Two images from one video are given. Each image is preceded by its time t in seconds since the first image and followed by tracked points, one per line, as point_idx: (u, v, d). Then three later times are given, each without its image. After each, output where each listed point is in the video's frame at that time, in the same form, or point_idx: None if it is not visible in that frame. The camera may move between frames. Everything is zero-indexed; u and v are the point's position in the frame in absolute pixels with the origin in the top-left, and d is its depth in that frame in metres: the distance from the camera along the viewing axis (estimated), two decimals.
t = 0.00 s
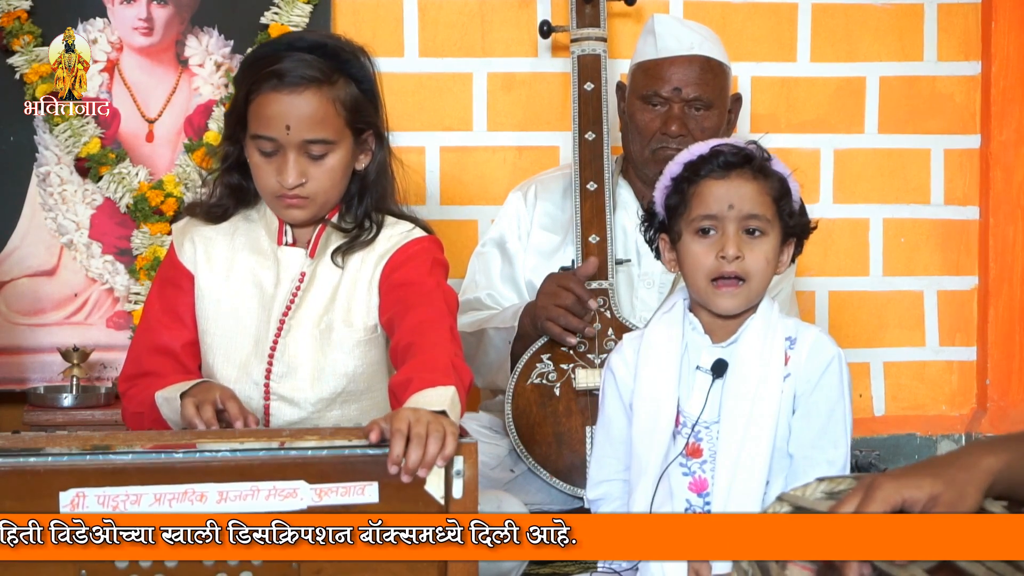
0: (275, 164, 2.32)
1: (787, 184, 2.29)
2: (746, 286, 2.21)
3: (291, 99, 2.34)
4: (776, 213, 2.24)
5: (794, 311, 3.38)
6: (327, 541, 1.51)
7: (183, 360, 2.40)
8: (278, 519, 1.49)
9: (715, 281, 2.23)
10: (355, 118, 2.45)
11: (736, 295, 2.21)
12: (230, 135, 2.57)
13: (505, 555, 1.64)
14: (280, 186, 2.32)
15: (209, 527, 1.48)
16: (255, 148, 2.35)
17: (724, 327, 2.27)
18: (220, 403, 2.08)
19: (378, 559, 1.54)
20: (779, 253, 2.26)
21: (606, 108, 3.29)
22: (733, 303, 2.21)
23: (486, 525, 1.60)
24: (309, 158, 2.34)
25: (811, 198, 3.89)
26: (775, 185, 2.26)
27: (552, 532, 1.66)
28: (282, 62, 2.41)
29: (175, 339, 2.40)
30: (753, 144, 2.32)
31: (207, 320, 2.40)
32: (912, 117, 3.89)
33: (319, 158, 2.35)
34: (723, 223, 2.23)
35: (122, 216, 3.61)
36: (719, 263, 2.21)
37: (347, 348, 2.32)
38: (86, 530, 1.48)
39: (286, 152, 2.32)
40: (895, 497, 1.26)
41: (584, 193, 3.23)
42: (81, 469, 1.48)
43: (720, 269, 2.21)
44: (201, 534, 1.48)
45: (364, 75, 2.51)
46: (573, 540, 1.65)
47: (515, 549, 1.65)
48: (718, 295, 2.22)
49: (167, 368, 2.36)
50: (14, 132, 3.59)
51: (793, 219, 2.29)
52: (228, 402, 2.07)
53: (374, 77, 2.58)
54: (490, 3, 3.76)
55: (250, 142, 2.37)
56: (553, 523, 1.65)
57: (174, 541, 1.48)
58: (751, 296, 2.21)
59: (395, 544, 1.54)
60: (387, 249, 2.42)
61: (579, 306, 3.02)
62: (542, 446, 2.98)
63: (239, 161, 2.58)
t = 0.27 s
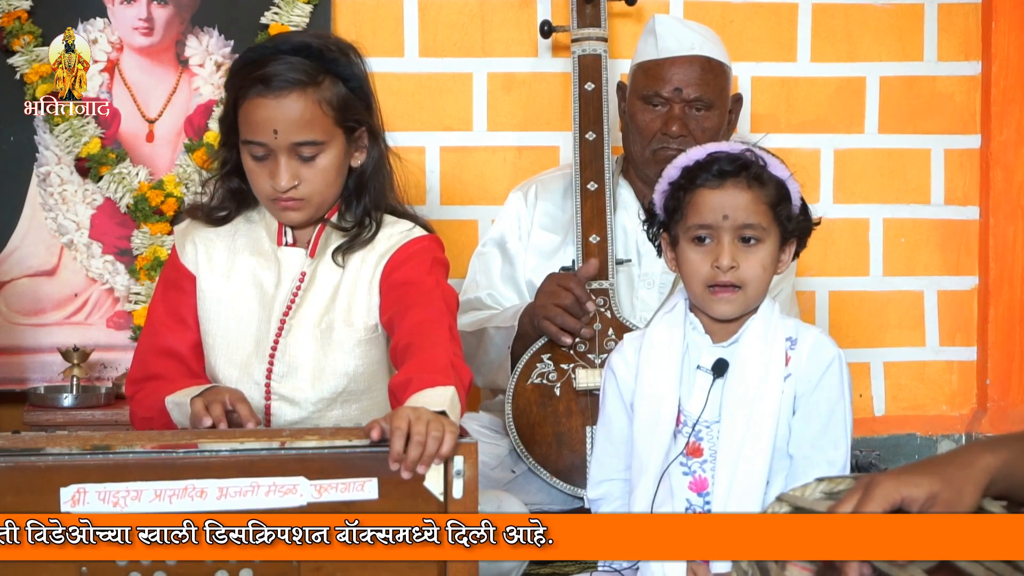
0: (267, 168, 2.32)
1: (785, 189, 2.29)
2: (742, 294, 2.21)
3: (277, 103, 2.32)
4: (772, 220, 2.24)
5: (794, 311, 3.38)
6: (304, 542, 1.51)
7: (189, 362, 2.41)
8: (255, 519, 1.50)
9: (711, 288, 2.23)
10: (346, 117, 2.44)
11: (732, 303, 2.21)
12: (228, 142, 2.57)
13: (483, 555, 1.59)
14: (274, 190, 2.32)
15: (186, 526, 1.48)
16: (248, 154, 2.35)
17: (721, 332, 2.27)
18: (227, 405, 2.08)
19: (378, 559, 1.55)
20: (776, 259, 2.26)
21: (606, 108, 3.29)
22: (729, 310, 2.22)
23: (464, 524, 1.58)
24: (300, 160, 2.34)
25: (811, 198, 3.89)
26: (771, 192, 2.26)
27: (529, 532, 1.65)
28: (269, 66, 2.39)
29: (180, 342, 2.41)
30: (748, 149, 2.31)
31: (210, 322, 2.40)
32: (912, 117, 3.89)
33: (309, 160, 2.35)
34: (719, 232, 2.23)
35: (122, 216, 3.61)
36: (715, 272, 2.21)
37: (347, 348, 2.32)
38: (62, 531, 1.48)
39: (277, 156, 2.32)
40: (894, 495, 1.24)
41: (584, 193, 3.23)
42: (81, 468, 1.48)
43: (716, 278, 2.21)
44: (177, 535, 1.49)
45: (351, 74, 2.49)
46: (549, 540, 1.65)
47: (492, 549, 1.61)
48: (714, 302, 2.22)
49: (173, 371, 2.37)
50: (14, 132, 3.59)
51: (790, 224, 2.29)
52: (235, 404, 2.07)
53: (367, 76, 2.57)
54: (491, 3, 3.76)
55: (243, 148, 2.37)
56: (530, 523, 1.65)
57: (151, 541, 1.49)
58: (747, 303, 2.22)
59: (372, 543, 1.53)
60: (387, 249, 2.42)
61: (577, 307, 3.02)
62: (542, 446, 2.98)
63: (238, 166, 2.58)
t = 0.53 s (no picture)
0: (271, 165, 2.32)
1: (786, 186, 2.29)
2: (743, 289, 2.21)
3: (283, 101, 2.34)
4: (772, 216, 2.24)
5: (794, 311, 3.38)
6: (280, 542, 1.50)
7: (191, 364, 2.42)
8: (231, 519, 1.49)
9: (712, 284, 2.23)
10: (350, 117, 2.45)
11: (733, 298, 2.21)
12: (228, 140, 2.57)
13: (459, 556, 1.58)
14: (278, 188, 2.32)
15: (162, 526, 1.48)
16: (251, 151, 2.35)
17: (723, 329, 2.27)
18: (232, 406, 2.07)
19: (375, 559, 1.55)
20: (777, 256, 2.26)
21: (606, 108, 3.29)
22: (731, 306, 2.21)
23: (439, 524, 1.57)
24: (305, 159, 2.34)
25: (811, 198, 3.89)
26: (771, 187, 2.26)
27: (505, 532, 1.60)
28: (275, 63, 2.41)
29: (182, 344, 2.42)
30: (747, 145, 2.32)
31: (210, 322, 2.41)
32: (912, 118, 3.89)
33: (314, 159, 2.34)
34: (719, 227, 2.23)
35: (122, 216, 3.61)
36: (716, 267, 2.21)
37: (347, 347, 2.32)
38: (38, 531, 1.48)
39: (281, 154, 2.32)
40: (900, 492, 1.32)
41: (584, 193, 3.23)
42: (81, 468, 1.48)
43: (717, 273, 2.21)
44: (154, 534, 1.49)
45: (356, 74, 2.50)
46: (525, 540, 1.62)
47: (467, 549, 1.58)
48: (715, 298, 2.22)
49: (175, 374, 2.39)
50: (14, 132, 3.59)
51: (790, 220, 2.29)
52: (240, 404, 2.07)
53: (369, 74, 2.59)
54: (491, 3, 3.76)
55: (246, 145, 2.37)
56: (505, 522, 1.61)
57: (127, 541, 1.49)
58: (749, 298, 2.21)
59: (348, 544, 1.51)
60: (387, 248, 2.42)
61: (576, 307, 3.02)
62: (542, 445, 2.98)
63: (239, 164, 2.57)
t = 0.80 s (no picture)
0: (276, 161, 2.33)
1: (785, 184, 2.30)
2: (743, 286, 2.21)
3: (291, 98, 2.34)
4: (772, 213, 2.24)
5: (794, 311, 3.38)
6: (256, 542, 1.50)
7: (190, 364, 2.43)
8: (207, 519, 1.49)
9: (712, 281, 2.22)
10: (357, 116, 2.46)
11: (733, 294, 2.21)
12: (231, 136, 2.58)
13: (435, 556, 1.56)
14: (282, 184, 2.32)
15: (138, 527, 1.47)
16: (256, 147, 2.35)
17: (723, 327, 2.27)
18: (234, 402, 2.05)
19: (375, 558, 1.54)
20: (777, 254, 2.26)
21: (606, 108, 3.29)
22: (730, 304, 2.21)
23: (416, 524, 1.56)
24: (310, 157, 2.34)
25: (811, 198, 3.89)
26: (771, 184, 2.26)
27: (480, 532, 1.57)
28: (283, 60, 2.42)
29: (182, 344, 2.42)
30: (747, 143, 2.33)
31: (209, 321, 2.41)
32: (912, 117, 3.89)
33: (320, 157, 2.35)
34: (719, 223, 2.23)
35: (122, 216, 3.61)
36: (715, 263, 2.21)
37: (347, 348, 2.32)
38: (14, 531, 1.47)
39: (286, 150, 2.32)
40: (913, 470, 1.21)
41: (584, 193, 3.23)
42: (81, 469, 1.48)
43: (717, 269, 2.21)
44: (130, 535, 1.47)
45: (364, 74, 2.51)
46: (500, 540, 1.59)
47: (442, 550, 1.56)
48: (715, 295, 2.22)
49: (174, 375, 2.40)
50: (14, 132, 3.59)
51: (790, 219, 2.29)
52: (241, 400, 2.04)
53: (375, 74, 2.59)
54: (490, 3, 3.76)
55: (250, 141, 2.37)
56: (481, 522, 1.58)
57: (103, 541, 1.48)
58: (748, 295, 2.21)
59: (325, 544, 1.51)
60: (387, 248, 2.42)
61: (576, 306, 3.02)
62: (542, 446, 2.98)
63: (240, 162, 2.58)
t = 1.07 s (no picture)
0: (276, 163, 2.33)
1: (786, 184, 2.30)
2: (743, 286, 2.21)
3: (291, 99, 2.34)
4: (772, 212, 2.24)
5: (794, 311, 3.38)
6: (231, 541, 1.50)
7: (189, 364, 2.42)
8: (183, 518, 1.49)
9: (712, 281, 2.23)
10: (358, 117, 2.46)
11: (733, 294, 2.21)
12: (231, 136, 2.57)
13: (411, 556, 1.57)
14: (283, 185, 2.32)
15: (115, 526, 1.48)
16: (256, 148, 2.35)
17: (722, 326, 2.27)
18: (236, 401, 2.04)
19: (373, 559, 1.56)
20: (777, 254, 2.26)
21: (606, 108, 3.29)
22: (730, 303, 2.21)
23: (393, 524, 1.56)
24: (311, 158, 2.34)
25: (811, 198, 3.89)
26: (771, 184, 2.26)
27: (456, 532, 1.58)
28: (282, 63, 2.41)
29: (181, 343, 2.43)
30: (748, 143, 2.33)
31: (209, 320, 2.41)
32: (912, 117, 3.89)
33: (321, 158, 2.35)
34: (719, 222, 2.23)
35: (122, 216, 3.61)
36: (715, 262, 2.21)
37: (347, 348, 2.32)
38: None
39: (287, 152, 2.32)
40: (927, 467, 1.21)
41: (584, 193, 3.23)
42: (81, 468, 1.48)
43: (717, 269, 2.21)
44: (105, 534, 1.48)
45: (364, 75, 2.51)
46: (477, 540, 1.59)
47: (419, 549, 1.57)
48: (715, 295, 2.22)
49: (172, 372, 2.39)
50: (14, 132, 3.60)
51: (790, 218, 2.29)
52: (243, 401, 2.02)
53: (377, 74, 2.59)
54: (490, 3, 3.76)
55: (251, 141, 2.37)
56: (458, 522, 1.58)
57: (79, 540, 1.49)
58: (748, 295, 2.21)
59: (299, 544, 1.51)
60: (388, 249, 2.42)
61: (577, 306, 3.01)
62: (542, 446, 2.98)
63: (241, 162, 2.58)
